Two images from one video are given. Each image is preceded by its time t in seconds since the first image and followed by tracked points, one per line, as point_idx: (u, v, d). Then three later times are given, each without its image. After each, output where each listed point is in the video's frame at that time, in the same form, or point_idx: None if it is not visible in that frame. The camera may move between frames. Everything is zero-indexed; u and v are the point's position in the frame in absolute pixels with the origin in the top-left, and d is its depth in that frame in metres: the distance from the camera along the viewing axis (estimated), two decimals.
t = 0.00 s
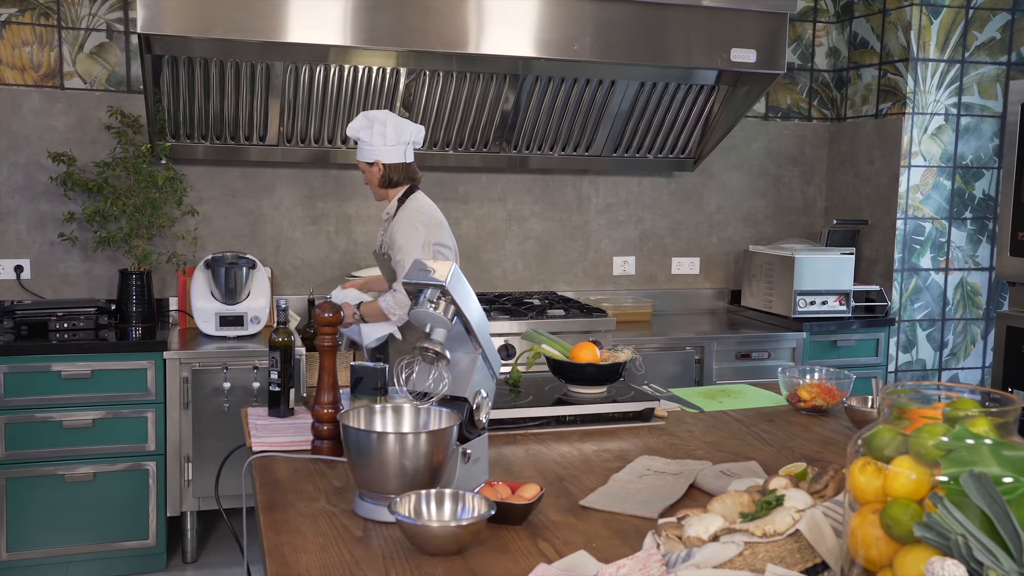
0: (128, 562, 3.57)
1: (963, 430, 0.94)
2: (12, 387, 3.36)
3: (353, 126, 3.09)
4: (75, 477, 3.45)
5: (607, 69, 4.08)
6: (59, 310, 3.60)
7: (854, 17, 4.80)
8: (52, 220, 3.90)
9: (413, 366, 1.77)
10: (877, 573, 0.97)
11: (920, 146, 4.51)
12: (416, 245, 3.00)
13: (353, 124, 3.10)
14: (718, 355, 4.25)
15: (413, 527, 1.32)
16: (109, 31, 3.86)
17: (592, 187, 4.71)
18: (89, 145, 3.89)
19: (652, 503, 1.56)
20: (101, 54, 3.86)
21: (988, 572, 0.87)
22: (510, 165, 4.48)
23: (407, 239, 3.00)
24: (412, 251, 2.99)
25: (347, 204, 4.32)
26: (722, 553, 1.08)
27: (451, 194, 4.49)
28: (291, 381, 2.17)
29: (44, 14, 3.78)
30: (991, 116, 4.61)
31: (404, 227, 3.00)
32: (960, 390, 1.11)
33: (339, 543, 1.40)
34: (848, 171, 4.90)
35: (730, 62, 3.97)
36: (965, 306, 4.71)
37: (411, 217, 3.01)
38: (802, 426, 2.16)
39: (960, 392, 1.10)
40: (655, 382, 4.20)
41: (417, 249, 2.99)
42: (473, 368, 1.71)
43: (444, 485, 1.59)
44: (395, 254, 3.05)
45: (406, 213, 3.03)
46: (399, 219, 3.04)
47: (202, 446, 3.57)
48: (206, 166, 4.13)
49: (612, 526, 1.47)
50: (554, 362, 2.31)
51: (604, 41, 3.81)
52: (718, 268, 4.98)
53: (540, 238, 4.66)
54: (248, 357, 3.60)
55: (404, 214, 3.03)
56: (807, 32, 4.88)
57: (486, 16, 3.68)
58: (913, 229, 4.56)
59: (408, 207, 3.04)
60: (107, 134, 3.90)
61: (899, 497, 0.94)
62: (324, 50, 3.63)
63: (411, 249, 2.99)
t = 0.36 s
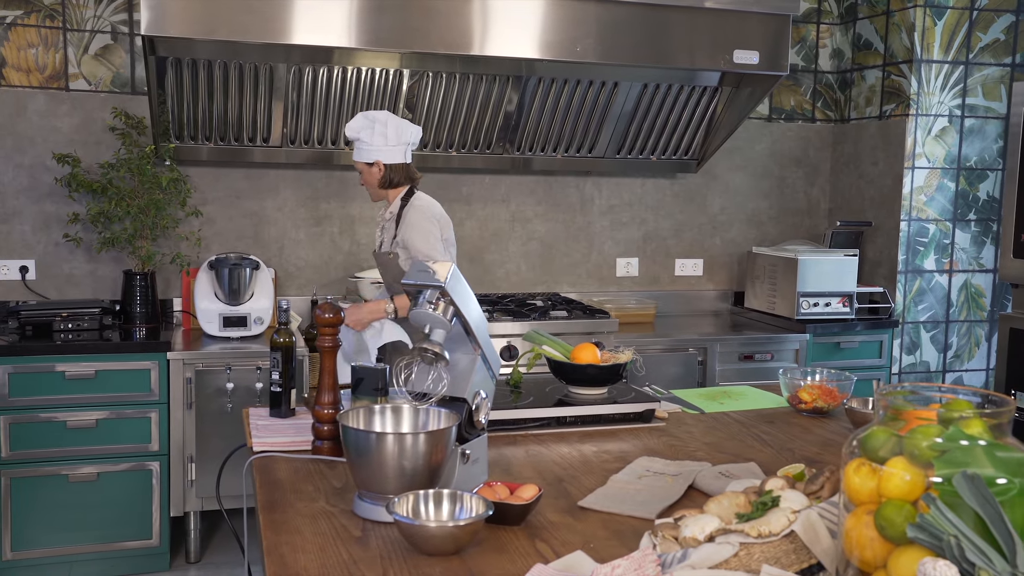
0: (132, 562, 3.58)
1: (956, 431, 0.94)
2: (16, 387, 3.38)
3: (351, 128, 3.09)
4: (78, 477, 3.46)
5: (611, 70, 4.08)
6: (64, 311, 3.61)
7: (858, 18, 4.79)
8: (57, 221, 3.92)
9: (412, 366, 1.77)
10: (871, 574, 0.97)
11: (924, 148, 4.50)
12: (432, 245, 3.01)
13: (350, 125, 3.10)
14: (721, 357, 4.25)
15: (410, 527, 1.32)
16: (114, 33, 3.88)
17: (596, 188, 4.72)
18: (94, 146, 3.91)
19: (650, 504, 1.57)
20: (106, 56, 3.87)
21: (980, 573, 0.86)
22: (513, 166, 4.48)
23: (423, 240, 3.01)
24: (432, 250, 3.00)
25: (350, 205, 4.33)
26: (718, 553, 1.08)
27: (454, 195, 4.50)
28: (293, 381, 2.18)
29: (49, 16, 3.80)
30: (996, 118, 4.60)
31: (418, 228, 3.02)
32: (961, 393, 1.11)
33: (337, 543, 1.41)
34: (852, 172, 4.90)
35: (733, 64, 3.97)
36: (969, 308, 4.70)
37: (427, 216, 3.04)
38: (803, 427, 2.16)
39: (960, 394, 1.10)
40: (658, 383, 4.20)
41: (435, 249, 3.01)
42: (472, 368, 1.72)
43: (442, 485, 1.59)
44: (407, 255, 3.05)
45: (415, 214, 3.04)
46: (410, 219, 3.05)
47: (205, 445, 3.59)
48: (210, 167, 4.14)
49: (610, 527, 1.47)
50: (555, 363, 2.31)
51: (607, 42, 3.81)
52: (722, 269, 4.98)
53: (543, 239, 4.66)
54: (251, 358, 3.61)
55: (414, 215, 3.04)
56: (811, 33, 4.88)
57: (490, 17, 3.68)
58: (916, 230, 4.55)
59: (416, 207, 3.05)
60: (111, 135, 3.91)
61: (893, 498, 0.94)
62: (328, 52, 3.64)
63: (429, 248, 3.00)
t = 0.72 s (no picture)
0: (131, 563, 3.59)
1: (946, 433, 0.94)
2: (17, 388, 3.38)
3: (382, 122, 3.06)
4: (78, 478, 3.46)
5: (611, 73, 4.09)
6: (65, 311, 3.60)
7: (858, 21, 4.80)
8: (58, 222, 3.93)
9: (408, 368, 1.77)
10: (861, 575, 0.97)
11: (924, 151, 4.50)
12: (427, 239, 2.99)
13: (380, 120, 3.06)
14: (720, 359, 4.25)
15: (404, 528, 1.33)
16: (115, 35, 3.89)
17: (596, 191, 4.72)
18: (95, 148, 3.92)
19: (645, 506, 1.57)
20: (107, 58, 3.89)
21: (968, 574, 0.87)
22: (513, 169, 4.49)
23: (417, 236, 2.98)
24: (427, 246, 2.97)
25: (350, 207, 4.34)
26: (709, 554, 1.09)
27: (454, 198, 4.50)
28: (290, 382, 2.18)
29: (50, 19, 3.81)
30: (996, 121, 4.61)
31: (411, 223, 2.99)
32: (955, 396, 1.11)
33: (332, 544, 1.41)
34: (852, 175, 4.90)
35: (732, 66, 3.98)
36: (969, 311, 4.70)
37: (417, 209, 3.02)
38: (800, 430, 2.16)
39: (954, 397, 1.10)
40: (657, 386, 4.20)
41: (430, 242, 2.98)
42: (468, 370, 1.71)
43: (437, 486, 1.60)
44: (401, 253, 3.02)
45: (405, 211, 3.02)
46: (401, 215, 3.03)
47: (205, 447, 3.59)
48: (211, 169, 4.15)
49: (604, 528, 1.48)
50: (552, 365, 2.32)
51: (608, 45, 3.82)
52: (721, 272, 4.98)
53: (543, 241, 4.67)
54: (251, 360, 3.62)
55: (404, 211, 3.02)
56: (811, 36, 4.88)
57: (492, 20, 3.69)
58: (916, 233, 4.55)
59: (406, 203, 3.04)
60: (112, 137, 3.92)
61: (883, 499, 0.95)
62: (329, 54, 3.65)
63: (425, 242, 2.97)
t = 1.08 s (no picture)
0: (131, 562, 3.59)
1: (936, 433, 0.95)
2: (16, 388, 3.39)
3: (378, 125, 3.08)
4: (78, 478, 3.47)
5: (609, 74, 4.09)
6: (64, 312, 3.61)
7: (857, 22, 4.80)
8: (58, 223, 3.93)
9: (403, 369, 1.77)
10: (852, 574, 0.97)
11: (923, 151, 4.50)
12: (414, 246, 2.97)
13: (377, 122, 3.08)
14: (719, 360, 4.25)
15: (399, 528, 1.33)
16: (115, 36, 3.89)
17: (595, 192, 4.73)
18: (94, 149, 3.93)
19: (640, 505, 1.57)
20: (107, 59, 3.89)
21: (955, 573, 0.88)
22: (512, 170, 4.49)
23: (406, 242, 2.96)
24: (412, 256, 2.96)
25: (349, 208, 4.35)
26: (701, 554, 1.09)
27: (453, 198, 4.51)
28: (288, 383, 2.19)
29: (50, 20, 3.81)
30: (995, 121, 4.61)
31: (404, 227, 2.97)
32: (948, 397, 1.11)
33: (327, 544, 1.41)
34: (851, 176, 4.90)
35: (731, 67, 3.98)
36: (969, 311, 4.70)
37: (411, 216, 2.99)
38: (796, 431, 2.16)
39: (947, 398, 1.10)
40: (656, 386, 4.20)
41: (421, 252, 2.99)
42: (463, 371, 1.74)
43: (433, 486, 1.60)
44: (391, 257, 2.99)
45: (398, 215, 2.99)
46: (389, 218, 3.00)
47: (203, 447, 3.58)
48: (210, 170, 4.15)
49: (599, 528, 1.48)
50: (549, 366, 2.32)
51: (607, 46, 3.83)
52: (720, 272, 4.98)
53: (542, 242, 4.67)
54: (250, 360, 3.62)
55: (392, 213, 3.01)
56: (810, 37, 4.89)
57: (492, 20, 3.69)
58: (916, 234, 4.55)
59: (396, 209, 3.00)
60: (111, 138, 3.93)
61: (873, 499, 0.95)
62: (328, 55, 3.66)
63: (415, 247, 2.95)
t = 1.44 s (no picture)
0: (145, 560, 3.61)
1: (943, 435, 0.95)
2: (32, 387, 3.42)
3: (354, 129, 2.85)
4: (93, 476, 3.49)
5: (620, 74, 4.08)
6: (79, 312, 3.65)
7: (870, 22, 4.78)
8: (73, 223, 3.96)
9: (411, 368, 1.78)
10: None
11: (937, 151, 4.48)
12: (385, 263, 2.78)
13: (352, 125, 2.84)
14: (731, 361, 4.24)
15: (406, 526, 1.33)
16: (129, 38, 3.92)
17: (606, 192, 4.72)
18: (109, 150, 3.95)
19: (648, 506, 1.57)
20: (121, 61, 3.92)
21: None
22: (524, 170, 4.50)
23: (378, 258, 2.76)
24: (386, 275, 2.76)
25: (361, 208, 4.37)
26: (707, 555, 1.09)
27: (464, 199, 4.51)
28: (298, 382, 2.20)
29: (66, 23, 3.84)
30: (1011, 121, 4.58)
31: (375, 243, 2.76)
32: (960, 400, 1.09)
33: (335, 542, 1.42)
34: (864, 176, 4.88)
35: (742, 67, 3.97)
36: (984, 313, 4.67)
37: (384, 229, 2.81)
38: (807, 432, 2.15)
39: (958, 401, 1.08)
40: (667, 387, 4.19)
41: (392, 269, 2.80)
42: (471, 371, 1.73)
43: (441, 486, 1.61)
44: (361, 272, 2.80)
45: (369, 229, 2.77)
46: (355, 231, 2.79)
47: (215, 445, 3.61)
48: (223, 171, 4.17)
49: (607, 528, 1.48)
50: (558, 366, 2.32)
51: (618, 47, 3.83)
52: (733, 273, 4.97)
53: (553, 242, 4.67)
54: (262, 360, 3.63)
55: (360, 226, 2.79)
56: (822, 37, 4.87)
57: (504, 21, 3.70)
58: (930, 235, 4.53)
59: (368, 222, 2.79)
60: (125, 140, 3.95)
61: (880, 501, 0.95)
62: (340, 57, 3.67)
63: (389, 264, 2.76)
